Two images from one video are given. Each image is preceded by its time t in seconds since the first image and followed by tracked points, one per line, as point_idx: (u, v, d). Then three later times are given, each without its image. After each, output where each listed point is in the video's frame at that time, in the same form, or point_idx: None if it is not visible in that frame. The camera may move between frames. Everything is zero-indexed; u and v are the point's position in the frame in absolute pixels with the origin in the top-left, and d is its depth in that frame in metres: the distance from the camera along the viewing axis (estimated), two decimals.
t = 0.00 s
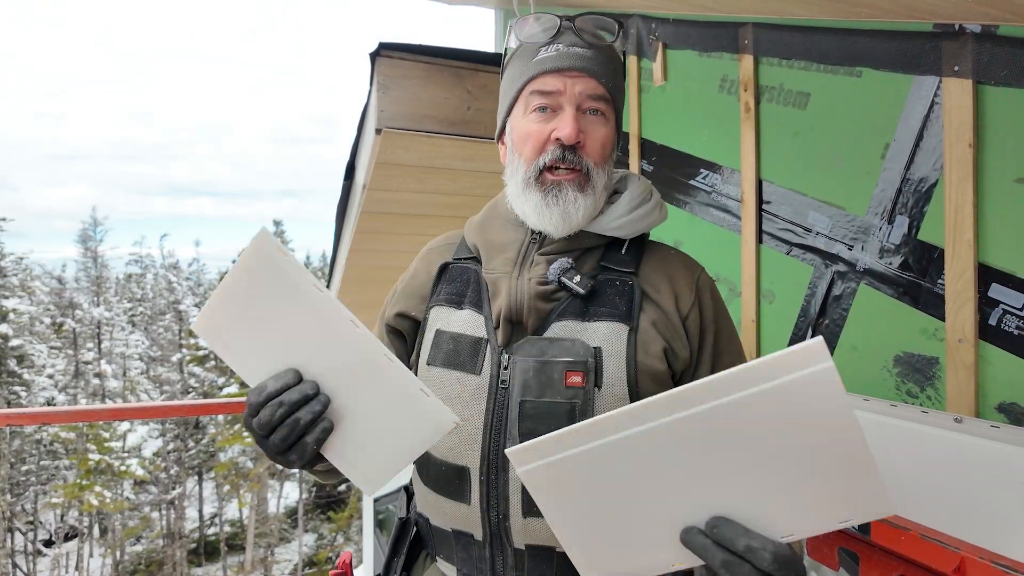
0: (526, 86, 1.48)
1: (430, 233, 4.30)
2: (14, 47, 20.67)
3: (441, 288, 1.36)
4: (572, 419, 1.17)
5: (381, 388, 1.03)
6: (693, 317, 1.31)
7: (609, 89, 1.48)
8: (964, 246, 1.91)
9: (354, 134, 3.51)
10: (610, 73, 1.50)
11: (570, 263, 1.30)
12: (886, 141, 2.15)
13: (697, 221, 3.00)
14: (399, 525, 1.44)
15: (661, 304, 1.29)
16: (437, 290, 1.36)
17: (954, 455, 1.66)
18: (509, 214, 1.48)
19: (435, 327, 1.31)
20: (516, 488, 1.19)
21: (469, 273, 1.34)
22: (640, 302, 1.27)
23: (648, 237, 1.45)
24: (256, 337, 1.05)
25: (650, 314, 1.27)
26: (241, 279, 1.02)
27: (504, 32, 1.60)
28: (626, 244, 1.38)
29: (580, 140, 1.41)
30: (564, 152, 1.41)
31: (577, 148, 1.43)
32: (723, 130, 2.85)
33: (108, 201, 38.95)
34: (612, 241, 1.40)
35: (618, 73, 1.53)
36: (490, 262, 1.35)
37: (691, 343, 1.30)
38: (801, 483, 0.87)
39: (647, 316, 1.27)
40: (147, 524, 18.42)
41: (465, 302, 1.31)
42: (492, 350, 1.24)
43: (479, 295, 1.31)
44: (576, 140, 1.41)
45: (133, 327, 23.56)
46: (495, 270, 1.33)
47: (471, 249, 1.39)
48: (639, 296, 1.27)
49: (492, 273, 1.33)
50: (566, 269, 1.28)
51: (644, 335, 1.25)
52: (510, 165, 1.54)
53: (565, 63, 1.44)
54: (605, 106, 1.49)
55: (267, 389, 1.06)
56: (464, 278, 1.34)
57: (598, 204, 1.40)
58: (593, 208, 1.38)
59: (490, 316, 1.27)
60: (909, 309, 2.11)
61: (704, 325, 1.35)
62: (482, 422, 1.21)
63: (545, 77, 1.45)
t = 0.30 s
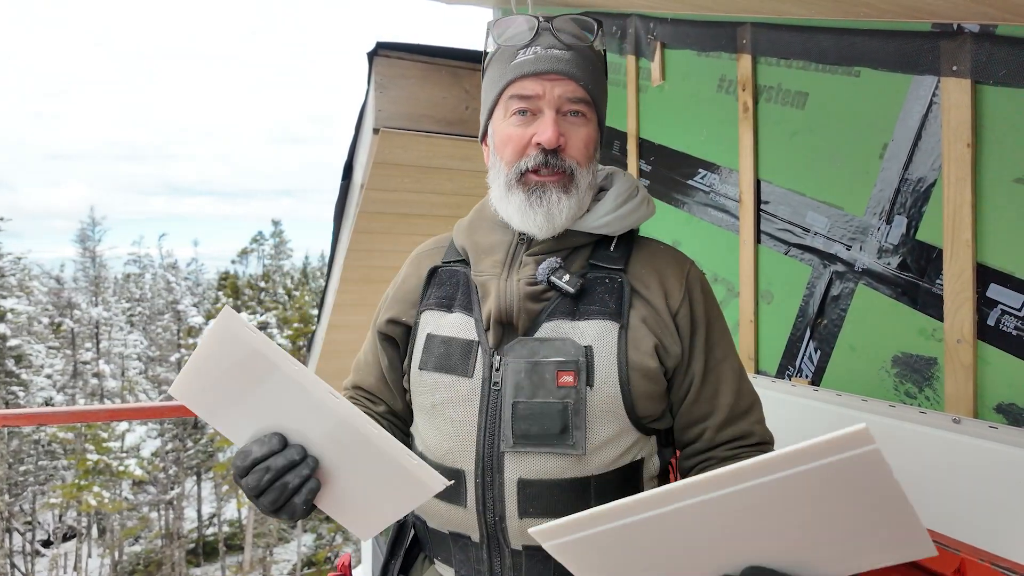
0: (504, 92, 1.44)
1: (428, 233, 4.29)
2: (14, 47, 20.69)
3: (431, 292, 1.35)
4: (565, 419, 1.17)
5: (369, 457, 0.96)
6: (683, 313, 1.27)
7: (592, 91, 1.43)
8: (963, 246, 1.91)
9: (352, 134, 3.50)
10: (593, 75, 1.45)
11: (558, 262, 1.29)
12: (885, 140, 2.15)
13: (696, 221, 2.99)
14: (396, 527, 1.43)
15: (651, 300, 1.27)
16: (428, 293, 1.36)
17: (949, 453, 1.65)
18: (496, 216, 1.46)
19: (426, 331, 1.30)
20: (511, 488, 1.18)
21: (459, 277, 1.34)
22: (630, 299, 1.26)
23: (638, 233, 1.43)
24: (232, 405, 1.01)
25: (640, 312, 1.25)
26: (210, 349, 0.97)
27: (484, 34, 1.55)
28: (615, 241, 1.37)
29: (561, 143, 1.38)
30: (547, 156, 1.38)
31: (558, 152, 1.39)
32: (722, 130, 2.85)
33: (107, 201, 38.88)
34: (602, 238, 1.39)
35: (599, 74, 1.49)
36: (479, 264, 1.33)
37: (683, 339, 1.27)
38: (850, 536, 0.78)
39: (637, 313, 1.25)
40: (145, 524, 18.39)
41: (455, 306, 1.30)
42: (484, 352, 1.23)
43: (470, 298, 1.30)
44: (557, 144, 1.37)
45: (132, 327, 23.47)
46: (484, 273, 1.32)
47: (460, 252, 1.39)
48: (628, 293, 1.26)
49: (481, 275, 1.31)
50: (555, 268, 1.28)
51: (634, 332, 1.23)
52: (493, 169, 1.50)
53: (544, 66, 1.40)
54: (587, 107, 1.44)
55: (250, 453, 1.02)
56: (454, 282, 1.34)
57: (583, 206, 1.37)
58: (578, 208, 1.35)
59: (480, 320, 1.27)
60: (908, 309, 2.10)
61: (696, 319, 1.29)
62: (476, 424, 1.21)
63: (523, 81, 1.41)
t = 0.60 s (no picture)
0: (494, 85, 1.42)
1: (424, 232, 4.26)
2: (13, 47, 20.68)
3: (424, 290, 1.33)
4: (561, 417, 1.15)
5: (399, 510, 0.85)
6: (678, 310, 1.27)
7: (582, 86, 1.40)
8: (963, 243, 1.89)
9: (349, 131, 3.48)
10: (584, 72, 1.43)
11: (553, 260, 1.28)
12: (884, 136, 2.14)
13: (694, 220, 2.97)
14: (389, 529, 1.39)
15: (646, 298, 1.26)
16: (420, 292, 1.33)
17: (948, 454, 1.63)
18: (488, 213, 1.43)
19: (419, 330, 1.28)
20: (506, 488, 1.16)
21: (452, 275, 1.32)
22: (623, 294, 1.25)
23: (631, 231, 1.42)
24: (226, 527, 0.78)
25: (635, 309, 1.24)
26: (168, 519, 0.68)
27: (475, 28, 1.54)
28: (608, 238, 1.36)
29: (550, 138, 1.35)
30: (535, 151, 1.35)
31: (548, 146, 1.37)
32: (720, 128, 2.83)
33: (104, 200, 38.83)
34: (595, 235, 1.37)
35: (591, 70, 1.46)
36: (473, 262, 1.32)
37: (678, 336, 1.26)
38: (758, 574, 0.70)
39: (631, 310, 1.24)
40: (144, 525, 18.39)
41: (448, 304, 1.28)
42: (478, 351, 1.21)
43: (463, 296, 1.28)
44: (547, 139, 1.34)
45: (130, 327, 23.40)
46: (478, 271, 1.30)
47: (453, 251, 1.37)
48: (622, 289, 1.24)
49: (475, 273, 1.30)
50: (549, 266, 1.26)
51: (629, 330, 1.22)
52: (483, 165, 1.47)
53: (533, 60, 1.37)
54: (577, 103, 1.41)
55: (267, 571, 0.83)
56: (447, 280, 1.32)
57: (573, 202, 1.35)
58: (568, 204, 1.33)
59: (474, 318, 1.25)
60: (907, 307, 2.09)
61: (689, 316, 1.29)
62: (469, 426, 1.18)
63: (511, 74, 1.38)
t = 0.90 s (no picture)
0: (455, 89, 1.40)
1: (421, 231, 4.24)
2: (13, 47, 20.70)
3: (413, 290, 1.29)
4: (561, 414, 1.13)
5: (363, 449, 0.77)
6: (667, 304, 1.25)
7: (538, 87, 1.33)
8: (962, 240, 1.87)
9: (345, 129, 3.46)
10: (543, 70, 1.34)
11: (545, 257, 1.27)
12: (883, 133, 2.12)
13: (691, 218, 2.96)
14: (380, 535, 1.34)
15: (637, 293, 1.24)
16: (409, 291, 1.29)
17: (947, 454, 1.61)
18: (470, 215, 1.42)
19: (411, 329, 1.24)
20: (507, 488, 1.14)
21: (441, 274, 1.29)
22: (616, 290, 1.23)
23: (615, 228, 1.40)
24: None
25: (627, 304, 1.22)
26: None
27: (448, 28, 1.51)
28: (596, 234, 1.34)
29: (502, 144, 1.32)
30: (488, 157, 1.32)
31: (501, 152, 1.33)
32: (717, 125, 2.82)
33: (103, 200, 38.81)
34: (582, 233, 1.35)
35: (551, 68, 1.36)
36: (462, 261, 1.29)
37: (669, 331, 1.25)
38: None
39: (625, 305, 1.22)
40: (142, 525, 18.43)
41: (439, 303, 1.26)
42: (473, 351, 1.19)
43: (455, 295, 1.26)
44: (496, 145, 1.31)
45: (129, 327, 23.42)
46: (469, 270, 1.28)
47: (440, 249, 1.34)
48: (614, 285, 1.23)
49: (466, 272, 1.27)
50: (542, 263, 1.25)
51: (623, 325, 1.20)
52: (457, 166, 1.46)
53: (483, 63, 1.32)
54: (536, 105, 1.34)
55: None
56: (437, 279, 1.29)
57: (536, 206, 1.33)
58: (530, 208, 1.31)
59: (468, 317, 1.22)
60: (904, 305, 2.08)
61: (679, 309, 1.28)
62: (467, 424, 1.16)
63: (464, 79, 1.35)
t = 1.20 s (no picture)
0: (430, 94, 1.39)
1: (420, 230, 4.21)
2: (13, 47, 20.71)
3: (399, 292, 1.24)
4: (568, 409, 1.13)
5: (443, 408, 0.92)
6: (651, 290, 1.31)
7: (516, 89, 1.34)
8: (962, 238, 1.86)
9: (343, 126, 3.44)
10: (521, 71, 1.36)
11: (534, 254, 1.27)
12: (882, 131, 2.10)
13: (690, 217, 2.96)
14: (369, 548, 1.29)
15: (625, 283, 1.28)
16: (394, 294, 1.24)
17: (948, 455, 1.60)
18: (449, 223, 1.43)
19: (400, 333, 1.19)
20: (517, 488, 1.12)
21: (429, 276, 1.25)
22: (605, 281, 1.26)
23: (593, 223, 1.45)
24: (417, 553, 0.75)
25: (616, 294, 1.27)
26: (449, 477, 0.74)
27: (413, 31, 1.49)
28: (576, 229, 1.38)
29: (485, 147, 1.32)
30: (471, 161, 1.33)
31: (483, 157, 1.34)
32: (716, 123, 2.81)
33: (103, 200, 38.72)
34: (564, 228, 1.39)
35: (526, 70, 1.38)
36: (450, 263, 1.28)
37: (655, 317, 1.30)
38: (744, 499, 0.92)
39: (615, 295, 1.26)
40: (140, 525, 18.35)
41: (430, 305, 1.22)
42: (472, 352, 1.17)
43: (446, 296, 1.22)
44: (480, 148, 1.32)
45: (128, 327, 23.36)
46: (457, 272, 1.26)
47: (424, 251, 1.31)
48: (603, 276, 1.26)
49: (454, 274, 1.26)
50: (532, 261, 1.25)
51: (616, 315, 1.24)
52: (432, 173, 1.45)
53: (461, 67, 1.32)
54: (515, 107, 1.36)
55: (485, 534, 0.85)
56: (424, 281, 1.25)
57: (522, 207, 1.35)
58: (516, 210, 1.33)
59: (464, 318, 1.20)
60: (904, 304, 2.06)
61: (660, 297, 1.34)
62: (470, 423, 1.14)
63: (440, 84, 1.34)
